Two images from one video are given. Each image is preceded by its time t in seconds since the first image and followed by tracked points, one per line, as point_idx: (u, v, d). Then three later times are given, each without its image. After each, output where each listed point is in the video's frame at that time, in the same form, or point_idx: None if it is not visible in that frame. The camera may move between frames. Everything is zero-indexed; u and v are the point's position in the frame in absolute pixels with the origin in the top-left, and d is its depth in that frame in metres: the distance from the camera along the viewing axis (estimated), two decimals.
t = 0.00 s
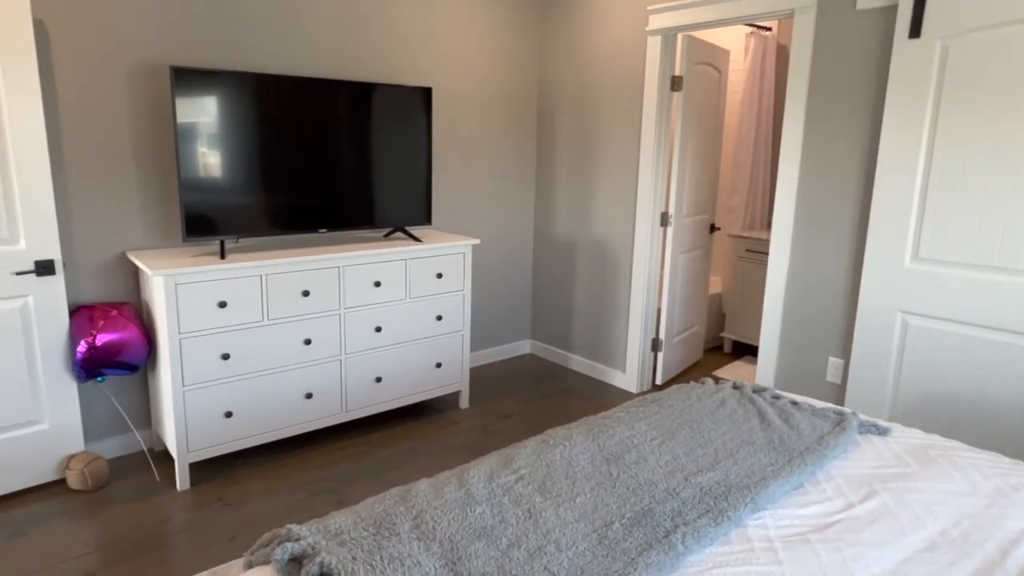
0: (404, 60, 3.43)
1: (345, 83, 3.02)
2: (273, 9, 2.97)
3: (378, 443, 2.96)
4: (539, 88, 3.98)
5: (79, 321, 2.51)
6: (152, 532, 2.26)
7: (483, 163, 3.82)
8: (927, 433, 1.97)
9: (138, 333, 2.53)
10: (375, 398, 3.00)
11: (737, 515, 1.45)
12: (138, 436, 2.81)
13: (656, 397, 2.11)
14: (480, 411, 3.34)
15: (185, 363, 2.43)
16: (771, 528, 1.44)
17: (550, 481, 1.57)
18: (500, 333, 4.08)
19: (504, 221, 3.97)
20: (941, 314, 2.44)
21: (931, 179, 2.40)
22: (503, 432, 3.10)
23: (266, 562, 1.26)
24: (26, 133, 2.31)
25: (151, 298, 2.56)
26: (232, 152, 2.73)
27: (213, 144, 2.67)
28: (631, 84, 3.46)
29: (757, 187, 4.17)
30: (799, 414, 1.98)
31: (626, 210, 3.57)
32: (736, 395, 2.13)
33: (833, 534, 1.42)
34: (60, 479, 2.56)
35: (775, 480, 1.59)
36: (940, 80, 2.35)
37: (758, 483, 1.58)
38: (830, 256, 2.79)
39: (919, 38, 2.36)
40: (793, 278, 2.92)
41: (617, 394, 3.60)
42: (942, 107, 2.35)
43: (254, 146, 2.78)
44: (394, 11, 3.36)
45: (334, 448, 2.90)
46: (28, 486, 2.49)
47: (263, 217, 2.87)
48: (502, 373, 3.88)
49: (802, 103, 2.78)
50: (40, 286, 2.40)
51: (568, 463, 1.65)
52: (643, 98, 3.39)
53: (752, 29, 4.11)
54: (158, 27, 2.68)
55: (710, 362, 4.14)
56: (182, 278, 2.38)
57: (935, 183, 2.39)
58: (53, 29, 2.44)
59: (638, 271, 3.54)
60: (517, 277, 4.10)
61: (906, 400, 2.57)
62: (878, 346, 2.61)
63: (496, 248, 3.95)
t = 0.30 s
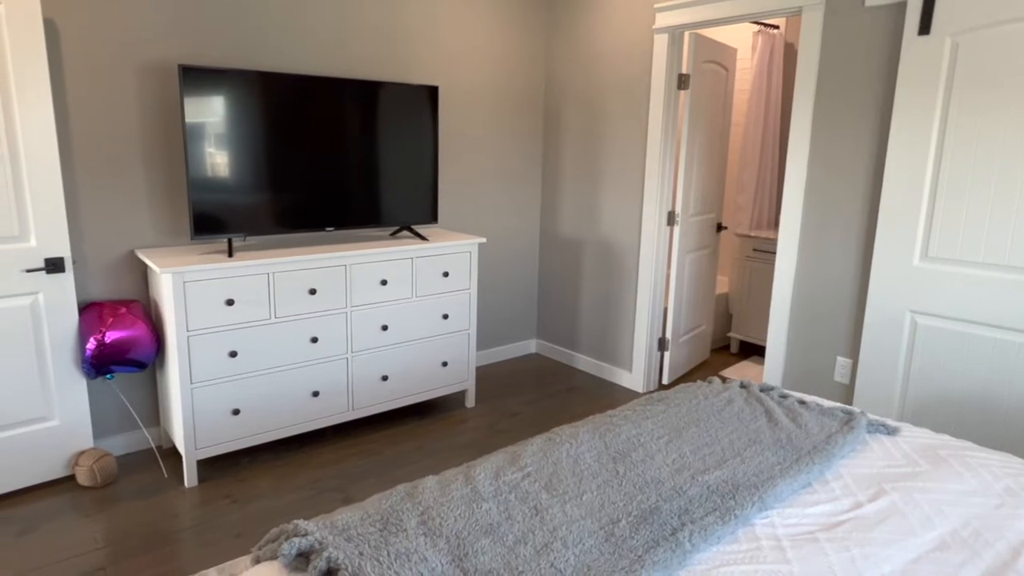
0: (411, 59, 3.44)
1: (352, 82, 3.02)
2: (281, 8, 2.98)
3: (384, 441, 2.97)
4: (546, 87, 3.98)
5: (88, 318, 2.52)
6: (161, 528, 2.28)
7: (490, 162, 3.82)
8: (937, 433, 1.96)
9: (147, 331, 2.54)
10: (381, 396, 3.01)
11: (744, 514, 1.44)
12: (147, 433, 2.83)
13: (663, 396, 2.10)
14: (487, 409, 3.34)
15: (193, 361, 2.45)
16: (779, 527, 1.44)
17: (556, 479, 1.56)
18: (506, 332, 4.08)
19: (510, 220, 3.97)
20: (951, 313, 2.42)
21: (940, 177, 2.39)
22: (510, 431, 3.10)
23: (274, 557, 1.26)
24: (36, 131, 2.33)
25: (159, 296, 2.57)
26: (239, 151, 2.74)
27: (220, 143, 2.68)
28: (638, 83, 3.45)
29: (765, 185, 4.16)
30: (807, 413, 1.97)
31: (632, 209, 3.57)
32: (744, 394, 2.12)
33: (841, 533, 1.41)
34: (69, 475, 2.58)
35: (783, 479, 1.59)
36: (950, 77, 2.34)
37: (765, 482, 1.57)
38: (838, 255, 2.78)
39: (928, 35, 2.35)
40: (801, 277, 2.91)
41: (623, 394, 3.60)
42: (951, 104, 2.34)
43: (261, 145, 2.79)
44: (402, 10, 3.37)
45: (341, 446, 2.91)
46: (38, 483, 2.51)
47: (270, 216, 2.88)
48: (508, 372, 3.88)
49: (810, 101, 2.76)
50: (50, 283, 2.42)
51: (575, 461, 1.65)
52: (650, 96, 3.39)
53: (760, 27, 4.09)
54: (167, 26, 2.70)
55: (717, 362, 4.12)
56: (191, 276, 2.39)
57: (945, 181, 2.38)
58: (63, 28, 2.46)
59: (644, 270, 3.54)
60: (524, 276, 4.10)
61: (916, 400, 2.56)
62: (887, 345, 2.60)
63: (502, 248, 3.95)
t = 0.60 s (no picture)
0: (414, 59, 3.45)
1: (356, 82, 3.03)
2: (285, 7, 2.99)
3: (388, 440, 2.97)
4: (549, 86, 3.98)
5: (93, 317, 2.53)
6: (165, 525, 2.28)
7: (493, 161, 3.82)
8: (942, 432, 1.95)
9: (151, 329, 2.55)
10: (384, 395, 3.01)
11: (748, 512, 1.44)
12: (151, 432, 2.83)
13: (667, 396, 2.10)
14: (490, 409, 3.34)
15: (197, 359, 2.45)
16: (783, 525, 1.43)
17: (560, 477, 1.56)
18: (509, 331, 4.08)
19: (514, 220, 3.97)
20: (957, 313, 2.42)
21: (946, 176, 2.39)
22: (513, 430, 3.10)
23: (278, 554, 1.27)
24: (42, 130, 2.34)
25: (164, 294, 2.58)
26: (243, 150, 2.74)
27: (224, 142, 2.69)
28: (641, 81, 3.45)
29: (769, 184, 4.15)
30: (811, 412, 1.97)
31: (636, 208, 3.56)
32: (748, 393, 2.11)
33: (845, 532, 1.41)
34: (74, 473, 2.59)
35: (787, 478, 1.58)
36: (955, 75, 2.33)
37: (770, 481, 1.57)
38: (843, 254, 2.77)
39: (934, 33, 2.35)
40: (804, 276, 2.90)
41: (627, 393, 3.59)
42: (957, 103, 2.34)
43: (265, 144, 2.80)
44: (405, 9, 3.37)
45: (345, 445, 2.91)
46: (43, 480, 2.52)
47: (274, 215, 2.88)
48: (511, 371, 3.88)
49: (814, 100, 2.76)
50: (56, 282, 2.43)
51: (578, 459, 1.65)
52: (654, 94, 3.38)
53: (764, 25, 4.09)
54: (172, 26, 2.71)
55: (721, 362, 4.12)
56: (195, 274, 2.39)
57: (951, 181, 2.38)
58: (69, 28, 2.47)
59: (648, 269, 3.53)
60: (527, 276, 4.10)
61: (921, 400, 2.55)
62: (891, 345, 2.59)
63: (506, 247, 3.95)
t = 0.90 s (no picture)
0: (415, 58, 3.45)
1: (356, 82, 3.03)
2: (286, 7, 2.99)
3: (388, 440, 2.97)
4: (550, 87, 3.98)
5: (94, 316, 2.53)
6: (166, 525, 2.28)
7: (494, 161, 3.82)
8: (943, 432, 1.95)
9: (152, 328, 2.55)
10: (385, 395, 3.01)
11: (749, 511, 1.44)
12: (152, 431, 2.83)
13: (667, 395, 2.10)
14: (490, 409, 3.34)
15: (198, 359, 2.45)
16: (784, 524, 1.43)
17: (560, 476, 1.56)
18: (510, 331, 4.08)
19: (515, 220, 3.98)
20: (957, 313, 2.42)
21: (946, 176, 2.39)
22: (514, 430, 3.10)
23: (278, 552, 1.27)
24: (43, 130, 2.34)
25: (164, 294, 2.58)
26: (244, 150, 2.75)
27: (224, 142, 2.69)
28: (642, 81, 3.45)
29: (770, 184, 4.15)
30: (811, 412, 1.97)
31: (636, 208, 3.56)
32: (748, 393, 2.11)
33: (846, 531, 1.41)
34: (75, 473, 2.59)
35: (787, 477, 1.58)
36: (956, 75, 2.33)
37: (770, 480, 1.57)
38: (844, 254, 2.77)
39: (935, 33, 2.35)
40: (805, 276, 2.90)
41: (627, 393, 3.59)
42: (958, 103, 2.34)
43: (265, 144, 2.80)
44: (406, 9, 3.37)
45: (345, 445, 2.91)
46: (44, 480, 2.52)
47: (274, 215, 2.88)
48: (512, 371, 3.88)
49: (815, 100, 2.76)
50: (57, 281, 2.43)
51: (578, 458, 1.65)
52: (655, 94, 3.38)
53: (765, 25, 4.09)
54: (173, 26, 2.71)
55: (722, 362, 4.12)
56: (196, 274, 2.39)
57: (951, 181, 2.38)
58: (70, 28, 2.48)
59: (648, 269, 3.54)
60: (528, 276, 4.10)
61: (922, 399, 2.55)
62: (892, 345, 2.59)
63: (506, 247, 3.95)
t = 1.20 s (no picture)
0: (413, 58, 3.45)
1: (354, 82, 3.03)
2: (284, 7, 2.99)
3: (387, 440, 2.97)
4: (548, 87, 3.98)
5: (92, 317, 2.53)
6: (163, 526, 2.28)
7: (492, 162, 3.83)
8: (940, 432, 1.95)
9: (150, 329, 2.55)
10: (383, 395, 3.01)
11: (746, 511, 1.44)
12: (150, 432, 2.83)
13: (665, 395, 2.10)
14: (489, 409, 3.35)
15: (196, 359, 2.45)
16: (781, 524, 1.43)
17: (558, 476, 1.56)
18: (508, 332, 4.08)
19: (513, 220, 3.98)
20: (953, 313, 2.42)
21: (943, 176, 2.39)
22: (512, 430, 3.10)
23: (276, 552, 1.27)
24: (41, 130, 2.34)
25: (162, 294, 2.58)
26: (242, 151, 2.75)
27: (222, 143, 2.69)
28: (640, 81, 3.46)
29: (768, 184, 4.16)
30: (809, 411, 1.97)
31: (635, 208, 3.57)
32: (746, 393, 2.11)
33: (843, 530, 1.41)
34: (73, 474, 2.59)
35: (785, 477, 1.58)
36: (953, 75, 2.34)
37: (767, 479, 1.57)
38: (841, 254, 2.77)
39: (931, 33, 2.35)
40: (803, 276, 2.91)
41: (626, 393, 3.60)
42: (954, 103, 2.34)
43: (263, 144, 2.80)
44: (404, 9, 3.38)
45: (344, 445, 2.91)
46: (41, 481, 2.52)
47: (273, 215, 2.88)
48: (510, 372, 3.88)
49: (812, 100, 2.76)
50: (55, 282, 2.43)
51: (576, 458, 1.65)
52: (653, 94, 3.39)
53: (762, 25, 4.09)
54: (171, 26, 2.71)
55: (721, 362, 4.13)
56: (194, 275, 2.39)
57: (948, 181, 2.38)
58: (68, 29, 2.48)
59: (646, 269, 3.54)
60: (526, 276, 4.10)
61: (919, 399, 2.55)
62: (890, 345, 2.59)
63: (505, 247, 3.95)
